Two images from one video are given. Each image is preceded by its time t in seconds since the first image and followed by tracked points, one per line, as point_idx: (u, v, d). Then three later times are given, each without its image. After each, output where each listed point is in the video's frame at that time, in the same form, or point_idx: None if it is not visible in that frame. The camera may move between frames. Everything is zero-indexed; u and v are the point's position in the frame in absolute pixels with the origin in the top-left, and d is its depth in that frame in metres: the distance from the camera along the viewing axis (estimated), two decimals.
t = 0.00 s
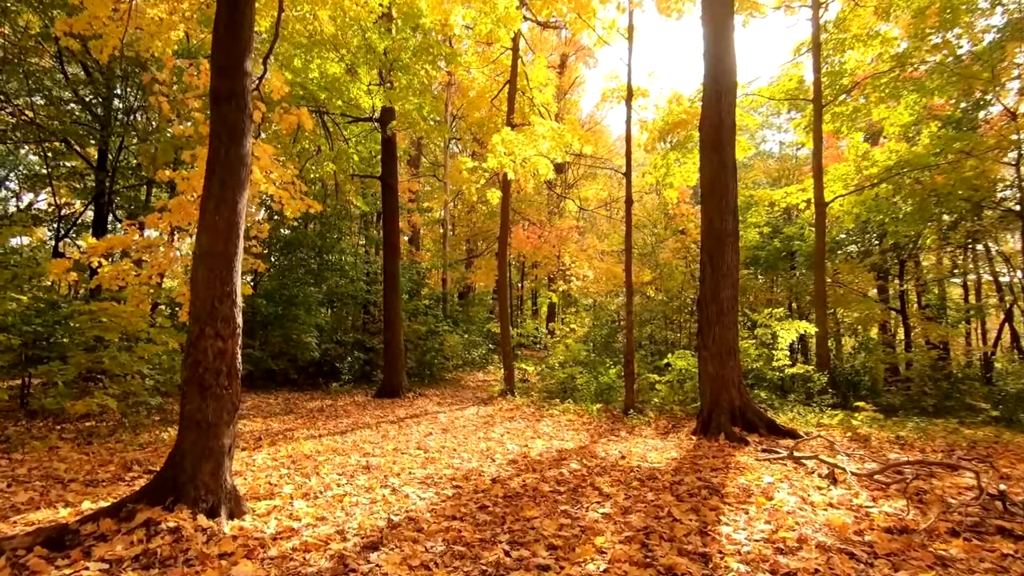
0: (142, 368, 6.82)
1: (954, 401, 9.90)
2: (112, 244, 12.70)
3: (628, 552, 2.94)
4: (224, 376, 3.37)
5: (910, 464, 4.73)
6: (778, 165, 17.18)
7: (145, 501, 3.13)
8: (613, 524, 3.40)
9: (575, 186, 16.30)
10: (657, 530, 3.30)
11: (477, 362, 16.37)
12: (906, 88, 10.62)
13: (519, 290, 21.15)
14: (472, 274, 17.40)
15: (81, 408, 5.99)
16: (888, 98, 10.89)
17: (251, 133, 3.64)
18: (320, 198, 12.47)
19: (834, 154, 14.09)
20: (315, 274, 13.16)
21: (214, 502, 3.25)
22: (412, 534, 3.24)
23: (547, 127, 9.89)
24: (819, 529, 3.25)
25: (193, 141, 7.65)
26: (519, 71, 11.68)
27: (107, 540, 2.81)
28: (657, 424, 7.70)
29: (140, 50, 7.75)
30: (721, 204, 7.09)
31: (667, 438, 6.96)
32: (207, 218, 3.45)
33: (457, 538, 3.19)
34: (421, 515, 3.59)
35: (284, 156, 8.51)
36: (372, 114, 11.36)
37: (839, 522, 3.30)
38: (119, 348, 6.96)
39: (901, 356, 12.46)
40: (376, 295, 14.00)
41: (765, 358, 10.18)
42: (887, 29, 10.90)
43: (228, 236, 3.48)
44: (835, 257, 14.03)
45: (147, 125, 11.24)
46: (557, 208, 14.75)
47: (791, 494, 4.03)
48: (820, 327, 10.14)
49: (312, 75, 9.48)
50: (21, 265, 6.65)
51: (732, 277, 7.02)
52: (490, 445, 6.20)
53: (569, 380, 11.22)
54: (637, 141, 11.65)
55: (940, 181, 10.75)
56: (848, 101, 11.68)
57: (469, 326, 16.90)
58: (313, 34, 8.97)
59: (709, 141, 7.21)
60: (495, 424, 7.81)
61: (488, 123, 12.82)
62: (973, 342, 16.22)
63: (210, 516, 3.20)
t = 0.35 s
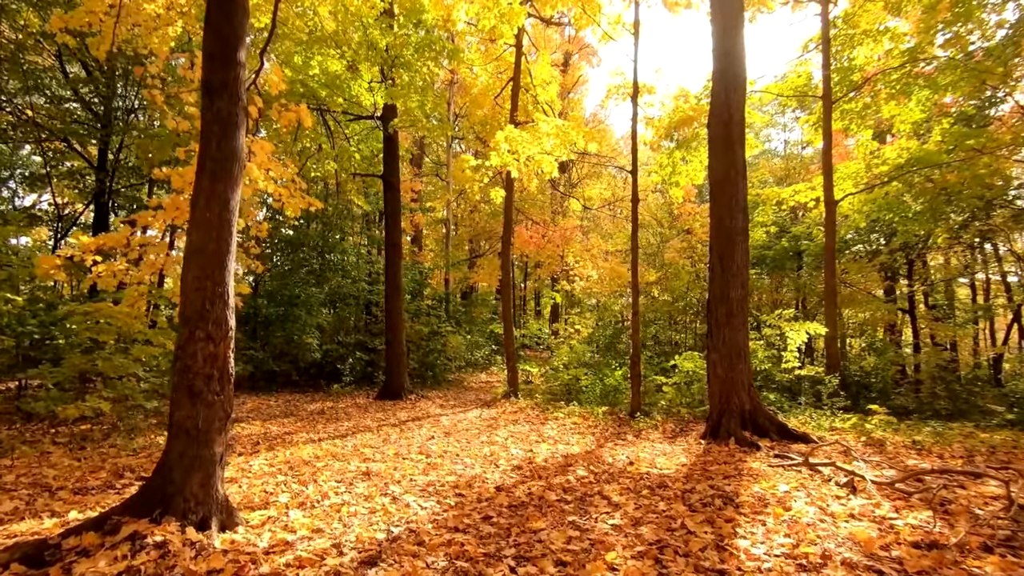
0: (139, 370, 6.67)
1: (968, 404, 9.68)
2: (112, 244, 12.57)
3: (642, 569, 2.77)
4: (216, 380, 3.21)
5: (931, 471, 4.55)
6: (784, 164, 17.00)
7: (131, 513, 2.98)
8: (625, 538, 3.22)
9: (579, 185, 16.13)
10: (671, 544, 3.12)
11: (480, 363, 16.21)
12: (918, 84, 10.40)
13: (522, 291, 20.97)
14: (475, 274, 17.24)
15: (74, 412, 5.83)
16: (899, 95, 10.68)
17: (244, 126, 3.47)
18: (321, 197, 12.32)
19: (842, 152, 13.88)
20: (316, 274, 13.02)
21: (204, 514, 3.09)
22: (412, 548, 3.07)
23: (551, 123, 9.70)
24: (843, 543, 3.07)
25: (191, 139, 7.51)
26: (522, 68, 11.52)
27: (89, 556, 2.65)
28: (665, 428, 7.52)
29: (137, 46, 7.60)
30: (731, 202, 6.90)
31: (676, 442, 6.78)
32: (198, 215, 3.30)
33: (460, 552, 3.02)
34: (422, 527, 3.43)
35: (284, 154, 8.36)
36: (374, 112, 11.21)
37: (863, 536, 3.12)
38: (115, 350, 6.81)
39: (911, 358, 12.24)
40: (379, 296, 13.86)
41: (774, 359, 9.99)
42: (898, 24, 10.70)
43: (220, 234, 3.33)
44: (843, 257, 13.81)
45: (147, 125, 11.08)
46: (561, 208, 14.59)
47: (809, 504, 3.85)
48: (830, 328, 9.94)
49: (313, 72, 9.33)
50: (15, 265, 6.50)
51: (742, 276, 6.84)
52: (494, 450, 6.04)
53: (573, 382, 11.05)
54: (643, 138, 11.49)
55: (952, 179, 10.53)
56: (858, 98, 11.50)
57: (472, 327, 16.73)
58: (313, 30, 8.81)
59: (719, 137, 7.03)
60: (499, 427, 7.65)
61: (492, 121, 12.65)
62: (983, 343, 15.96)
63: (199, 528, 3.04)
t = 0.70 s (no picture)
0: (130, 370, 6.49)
1: (979, 405, 9.49)
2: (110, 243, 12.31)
3: None
4: (201, 380, 3.04)
5: (952, 474, 4.36)
6: (787, 161, 16.83)
7: (110, 520, 2.81)
8: (635, 547, 3.04)
9: (581, 183, 15.96)
10: (683, 554, 2.94)
11: (480, 363, 16.03)
12: (927, 78, 10.16)
13: (522, 290, 20.78)
14: (476, 273, 17.06)
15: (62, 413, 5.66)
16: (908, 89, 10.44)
17: (232, 111, 3.29)
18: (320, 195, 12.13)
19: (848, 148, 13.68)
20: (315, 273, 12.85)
21: (188, 521, 2.92)
22: (409, 557, 2.89)
23: (554, 118, 9.48)
24: (866, 553, 2.89)
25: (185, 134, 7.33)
26: (523, 63, 11.34)
27: (62, 568, 2.48)
28: (670, 429, 7.33)
29: (129, 38, 7.41)
30: (738, 196, 6.72)
31: (682, 443, 6.59)
32: (183, 205, 3.12)
33: (459, 563, 2.84)
34: (420, 534, 3.25)
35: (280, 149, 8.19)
36: (373, 108, 11.02)
37: (888, 545, 2.94)
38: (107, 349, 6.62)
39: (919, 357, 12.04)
40: (378, 295, 13.68)
41: (780, 359, 9.81)
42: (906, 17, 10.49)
43: (206, 224, 3.15)
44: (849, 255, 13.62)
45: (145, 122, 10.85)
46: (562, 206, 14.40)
47: (826, 509, 3.66)
48: (837, 327, 9.74)
49: (311, 66, 9.14)
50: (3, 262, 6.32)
51: (750, 273, 6.65)
52: (495, 452, 5.85)
53: (576, 382, 10.87)
54: (646, 134, 11.30)
55: (961, 175, 10.33)
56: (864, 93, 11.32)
57: (472, 326, 16.55)
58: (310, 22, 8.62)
59: (725, 131, 6.85)
60: (500, 428, 7.47)
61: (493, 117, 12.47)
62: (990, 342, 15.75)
63: (182, 537, 2.87)
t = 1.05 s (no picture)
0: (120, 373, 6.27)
1: (989, 406, 9.28)
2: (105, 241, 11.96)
3: None
4: (183, 384, 2.85)
5: (974, 482, 4.16)
6: (791, 159, 16.63)
7: (82, 536, 2.61)
8: (645, 564, 2.84)
9: (582, 181, 15.77)
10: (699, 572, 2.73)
11: (480, 363, 15.84)
12: (935, 73, 9.91)
13: (522, 290, 20.60)
14: (475, 273, 16.85)
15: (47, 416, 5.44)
16: (916, 85, 10.19)
17: (217, 98, 3.09)
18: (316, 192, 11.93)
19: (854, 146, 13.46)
20: (312, 273, 12.64)
21: (167, 537, 2.72)
22: None
23: (556, 113, 9.25)
24: (894, 569, 2.71)
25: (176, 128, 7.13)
26: (524, 58, 11.14)
27: None
28: (676, 432, 7.13)
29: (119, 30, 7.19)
30: (746, 192, 6.52)
31: (688, 447, 6.40)
32: (163, 198, 2.93)
33: None
34: (416, 548, 3.06)
35: (275, 145, 7.99)
36: (370, 103, 10.80)
37: (917, 561, 2.75)
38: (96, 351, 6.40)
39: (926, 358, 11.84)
40: (377, 294, 13.47)
41: (786, 359, 9.61)
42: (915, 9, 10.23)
43: (187, 219, 2.96)
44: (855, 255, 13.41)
45: (141, 117, 10.49)
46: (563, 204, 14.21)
47: (845, 519, 3.47)
48: (846, 327, 9.52)
49: (306, 59, 8.92)
50: None
51: (757, 271, 6.45)
52: (495, 456, 5.65)
53: (577, 383, 10.67)
54: (649, 131, 11.11)
55: (970, 173, 10.12)
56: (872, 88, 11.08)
57: (472, 326, 16.36)
58: (305, 15, 8.40)
59: (733, 124, 6.64)
60: (501, 430, 7.27)
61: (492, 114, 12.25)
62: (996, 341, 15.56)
63: (160, 553, 2.67)
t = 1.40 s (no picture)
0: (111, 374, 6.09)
1: (999, 408, 9.11)
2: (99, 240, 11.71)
3: None
4: (166, 387, 2.68)
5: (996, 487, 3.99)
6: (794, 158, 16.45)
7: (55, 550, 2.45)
8: None
9: (583, 180, 15.60)
10: None
11: (480, 364, 15.67)
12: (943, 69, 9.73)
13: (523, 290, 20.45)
14: (476, 272, 16.68)
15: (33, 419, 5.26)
16: (923, 80, 10.01)
17: (202, 84, 2.91)
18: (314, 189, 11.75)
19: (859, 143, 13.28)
20: (311, 272, 12.47)
21: (147, 551, 2.55)
22: None
23: (558, 107, 9.06)
24: None
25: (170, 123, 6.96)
26: (525, 54, 10.95)
27: None
28: (682, 434, 6.95)
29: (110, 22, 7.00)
30: (754, 188, 6.34)
31: (695, 451, 6.22)
32: (145, 189, 2.75)
33: None
34: (413, 561, 2.89)
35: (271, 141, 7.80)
36: (369, 99, 10.62)
37: None
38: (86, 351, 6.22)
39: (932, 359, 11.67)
40: (376, 294, 13.28)
41: (792, 360, 9.42)
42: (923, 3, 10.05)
43: (170, 211, 2.78)
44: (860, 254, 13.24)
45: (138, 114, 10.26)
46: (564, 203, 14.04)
47: (866, 529, 3.30)
48: (853, 327, 9.35)
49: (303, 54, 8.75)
50: None
51: (766, 269, 6.27)
52: (496, 460, 5.47)
53: (579, 384, 10.50)
54: (652, 128, 10.93)
55: (979, 170, 9.93)
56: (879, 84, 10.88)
57: (472, 326, 16.20)
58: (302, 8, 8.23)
59: (740, 118, 6.46)
60: (502, 433, 7.09)
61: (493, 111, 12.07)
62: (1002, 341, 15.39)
63: (138, 568, 2.51)
